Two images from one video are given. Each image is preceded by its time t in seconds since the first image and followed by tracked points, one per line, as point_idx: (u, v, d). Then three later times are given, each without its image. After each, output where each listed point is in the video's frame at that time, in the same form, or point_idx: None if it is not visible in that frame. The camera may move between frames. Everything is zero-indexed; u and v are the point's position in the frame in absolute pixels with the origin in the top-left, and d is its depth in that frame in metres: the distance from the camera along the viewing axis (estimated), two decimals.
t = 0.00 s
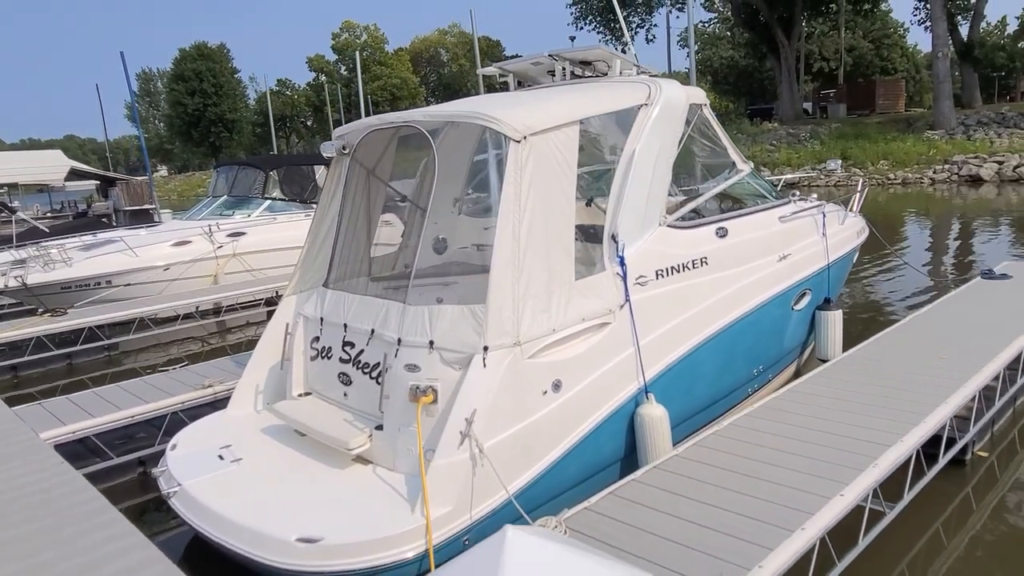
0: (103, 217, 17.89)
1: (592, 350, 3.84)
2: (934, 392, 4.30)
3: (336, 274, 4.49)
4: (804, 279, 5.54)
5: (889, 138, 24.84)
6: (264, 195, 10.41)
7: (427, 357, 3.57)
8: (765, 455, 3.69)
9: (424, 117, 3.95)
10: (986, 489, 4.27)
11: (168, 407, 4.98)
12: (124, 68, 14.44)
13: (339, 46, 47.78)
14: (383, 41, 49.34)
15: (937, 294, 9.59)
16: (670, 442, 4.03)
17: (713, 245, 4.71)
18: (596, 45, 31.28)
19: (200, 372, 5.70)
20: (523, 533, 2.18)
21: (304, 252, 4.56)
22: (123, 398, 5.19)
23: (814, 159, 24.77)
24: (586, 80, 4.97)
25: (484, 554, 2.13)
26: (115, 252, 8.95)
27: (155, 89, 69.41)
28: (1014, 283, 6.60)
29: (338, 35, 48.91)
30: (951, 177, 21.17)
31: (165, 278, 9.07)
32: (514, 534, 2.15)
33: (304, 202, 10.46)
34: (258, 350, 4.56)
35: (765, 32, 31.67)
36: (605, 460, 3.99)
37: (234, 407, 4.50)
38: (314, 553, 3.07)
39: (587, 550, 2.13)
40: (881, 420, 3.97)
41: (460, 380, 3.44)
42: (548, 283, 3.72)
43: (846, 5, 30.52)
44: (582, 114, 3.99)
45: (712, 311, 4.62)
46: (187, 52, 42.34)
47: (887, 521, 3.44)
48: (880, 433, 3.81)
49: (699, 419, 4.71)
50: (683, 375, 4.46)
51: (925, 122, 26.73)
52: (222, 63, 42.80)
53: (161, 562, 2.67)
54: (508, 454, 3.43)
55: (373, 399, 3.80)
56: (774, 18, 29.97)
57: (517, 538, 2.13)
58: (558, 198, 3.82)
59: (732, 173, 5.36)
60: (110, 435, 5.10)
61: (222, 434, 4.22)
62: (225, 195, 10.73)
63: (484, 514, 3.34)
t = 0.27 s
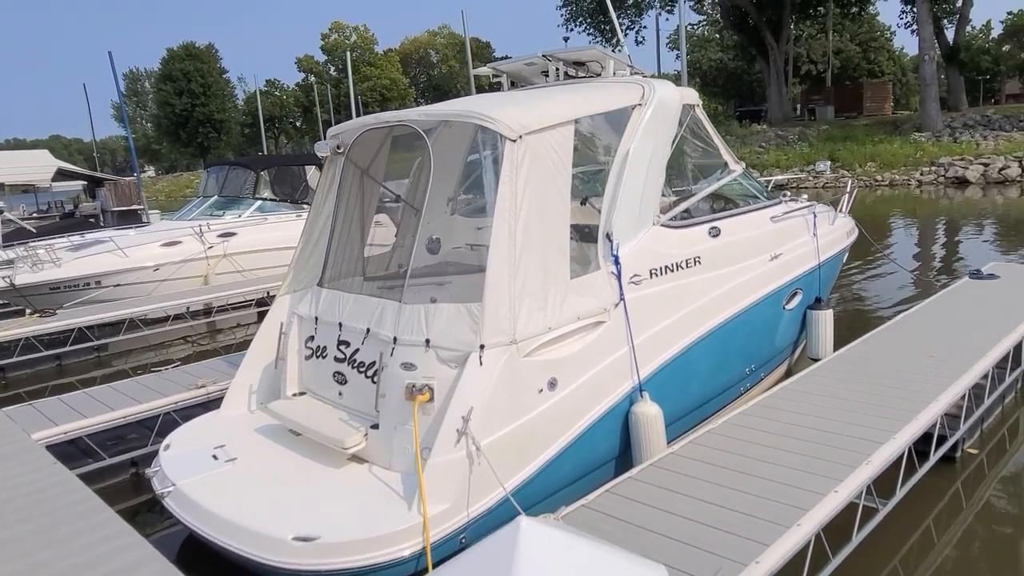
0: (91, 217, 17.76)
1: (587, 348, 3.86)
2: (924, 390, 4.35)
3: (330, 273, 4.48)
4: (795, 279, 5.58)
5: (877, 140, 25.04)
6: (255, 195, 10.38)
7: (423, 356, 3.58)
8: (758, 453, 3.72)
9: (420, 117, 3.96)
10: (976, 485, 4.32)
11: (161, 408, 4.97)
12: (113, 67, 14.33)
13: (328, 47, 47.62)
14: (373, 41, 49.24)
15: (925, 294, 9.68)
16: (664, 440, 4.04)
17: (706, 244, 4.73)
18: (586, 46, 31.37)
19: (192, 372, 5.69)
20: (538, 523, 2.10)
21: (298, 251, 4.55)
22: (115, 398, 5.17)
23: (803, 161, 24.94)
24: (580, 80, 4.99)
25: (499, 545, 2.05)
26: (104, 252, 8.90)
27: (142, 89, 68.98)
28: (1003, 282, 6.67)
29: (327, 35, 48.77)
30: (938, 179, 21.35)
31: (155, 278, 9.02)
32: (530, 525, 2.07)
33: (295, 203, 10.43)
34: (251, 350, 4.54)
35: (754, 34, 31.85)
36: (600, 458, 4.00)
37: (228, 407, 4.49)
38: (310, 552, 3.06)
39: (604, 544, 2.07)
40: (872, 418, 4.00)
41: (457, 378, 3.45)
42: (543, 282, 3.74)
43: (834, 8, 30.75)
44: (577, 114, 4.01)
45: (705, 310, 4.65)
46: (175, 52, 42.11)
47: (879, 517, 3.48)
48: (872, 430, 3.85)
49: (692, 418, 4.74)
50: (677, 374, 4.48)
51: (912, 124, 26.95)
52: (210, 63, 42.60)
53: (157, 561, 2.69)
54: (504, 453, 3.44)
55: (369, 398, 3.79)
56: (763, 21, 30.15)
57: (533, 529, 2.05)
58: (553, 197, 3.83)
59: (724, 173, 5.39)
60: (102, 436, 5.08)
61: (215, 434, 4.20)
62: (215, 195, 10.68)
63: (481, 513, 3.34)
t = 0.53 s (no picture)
0: (85, 216, 17.67)
1: (585, 346, 3.87)
2: (920, 388, 4.37)
3: (329, 271, 4.48)
4: (791, 277, 5.60)
5: (871, 139, 25.12)
6: (251, 194, 10.36)
7: (422, 353, 3.58)
8: (758, 451, 3.73)
9: (419, 115, 3.96)
10: (971, 482, 4.34)
11: (159, 406, 4.96)
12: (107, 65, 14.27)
13: (323, 46, 47.51)
14: (368, 40, 49.15)
15: (919, 294, 9.72)
16: (661, 437, 4.05)
17: (703, 242, 4.75)
18: (581, 46, 31.35)
19: (189, 370, 5.69)
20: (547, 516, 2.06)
21: (295, 249, 4.55)
22: (112, 397, 5.15)
23: (797, 160, 25.01)
24: (577, 79, 5.00)
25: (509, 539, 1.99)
26: (99, 250, 8.86)
27: (137, 88, 68.87)
28: (998, 281, 6.70)
29: (322, 34, 48.68)
30: (932, 179, 21.43)
31: (150, 276, 8.99)
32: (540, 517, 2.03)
33: (290, 201, 10.41)
34: (249, 348, 4.53)
35: (749, 34, 31.89)
36: (599, 455, 4.01)
37: (225, 406, 4.48)
38: (310, 549, 3.06)
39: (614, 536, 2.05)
40: (869, 416, 4.03)
41: (455, 375, 3.45)
42: (542, 279, 3.74)
43: (829, 8, 30.83)
44: (575, 112, 4.02)
45: (702, 308, 4.66)
46: (169, 51, 41.93)
47: (877, 514, 3.50)
48: (869, 428, 3.87)
49: (689, 415, 4.75)
50: (674, 371, 4.49)
51: (906, 124, 27.04)
52: (204, 62, 42.47)
53: (157, 559, 2.70)
54: (503, 450, 3.44)
55: (367, 396, 3.79)
56: (758, 21, 30.21)
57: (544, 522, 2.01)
58: (551, 194, 3.84)
59: (721, 171, 5.41)
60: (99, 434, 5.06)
61: (212, 432, 4.19)
62: (211, 193, 10.66)
63: (480, 509, 3.35)
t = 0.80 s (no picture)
0: (82, 215, 17.62)
1: (583, 344, 3.87)
2: (917, 386, 4.38)
3: (326, 270, 4.48)
4: (788, 276, 5.61)
5: (868, 139, 25.16)
6: (247, 193, 10.35)
7: (419, 352, 3.58)
8: (756, 450, 3.74)
9: (417, 114, 3.96)
10: (969, 480, 4.36)
11: (156, 405, 4.95)
12: (103, 63, 14.23)
13: (320, 45, 47.42)
14: (365, 39, 49.08)
15: (916, 293, 9.74)
16: (660, 436, 4.05)
17: (701, 241, 4.75)
18: (578, 45, 31.36)
19: (186, 369, 5.68)
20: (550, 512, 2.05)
21: (292, 249, 4.54)
22: (109, 396, 5.14)
23: (794, 160, 25.04)
24: (574, 77, 5.01)
25: (511, 534, 1.98)
26: (96, 249, 8.84)
27: (134, 87, 68.71)
28: (994, 280, 6.71)
29: (319, 33, 48.63)
30: (928, 178, 21.48)
31: (147, 276, 8.97)
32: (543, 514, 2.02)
33: (287, 200, 10.41)
34: (246, 347, 4.52)
35: (746, 33, 31.92)
36: (597, 453, 4.01)
37: (222, 405, 4.47)
38: (308, 548, 3.06)
39: (616, 534, 2.05)
40: (867, 414, 4.04)
41: (453, 374, 3.45)
42: (540, 278, 3.75)
43: (826, 8, 30.87)
44: (572, 110, 4.02)
45: (700, 307, 4.67)
46: (165, 50, 41.83)
47: (875, 513, 3.50)
48: (866, 426, 3.88)
49: (687, 413, 4.76)
50: (672, 370, 4.50)
51: (903, 123, 27.09)
52: (200, 61, 42.38)
53: (155, 558, 2.69)
54: (501, 448, 3.44)
55: (365, 394, 3.79)
56: (755, 21, 30.22)
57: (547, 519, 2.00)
58: (549, 192, 3.84)
59: (718, 170, 5.42)
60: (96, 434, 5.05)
61: (209, 431, 4.18)
62: (207, 192, 10.64)
63: (479, 508, 3.35)
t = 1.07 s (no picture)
0: (77, 215, 17.59)
1: (580, 343, 3.88)
2: (913, 385, 4.40)
3: (323, 270, 4.49)
4: (784, 275, 5.63)
5: (863, 138, 25.23)
6: (244, 193, 10.35)
7: (417, 351, 3.59)
8: (752, 449, 3.75)
9: (414, 114, 3.97)
10: (965, 479, 4.38)
11: (153, 405, 4.95)
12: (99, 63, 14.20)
13: (316, 45, 47.38)
14: (361, 39, 49.07)
15: (911, 292, 9.78)
16: (656, 435, 4.07)
17: (697, 240, 4.77)
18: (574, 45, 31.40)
19: (184, 369, 5.68)
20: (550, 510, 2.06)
21: (290, 248, 4.54)
22: (106, 396, 5.14)
23: (790, 160, 25.10)
24: (570, 77, 5.02)
25: (514, 533, 1.99)
26: (92, 250, 8.83)
27: (130, 86, 68.61)
28: (989, 279, 6.74)
29: (315, 33, 48.61)
30: (923, 178, 21.54)
31: (143, 276, 8.96)
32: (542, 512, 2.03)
33: (284, 200, 10.49)
34: (243, 348, 4.53)
35: (742, 33, 31.99)
36: (594, 452, 4.02)
37: (220, 405, 4.48)
38: (306, 547, 3.07)
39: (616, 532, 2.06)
40: (863, 413, 4.06)
41: (451, 373, 3.46)
42: (537, 278, 3.76)
43: (822, 8, 30.95)
44: (568, 110, 4.03)
45: (696, 306, 4.68)
46: (161, 50, 41.77)
47: (872, 510, 3.52)
48: (862, 425, 3.90)
49: (683, 412, 4.77)
50: (668, 369, 4.51)
51: (898, 123, 27.17)
52: (197, 61, 42.32)
53: (153, 558, 2.70)
54: (499, 448, 3.46)
55: (362, 394, 3.80)
56: (751, 21, 30.27)
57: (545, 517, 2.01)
58: (545, 192, 3.86)
59: (714, 169, 5.44)
60: (93, 434, 5.05)
61: (207, 432, 4.18)
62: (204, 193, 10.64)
63: (476, 507, 3.36)
